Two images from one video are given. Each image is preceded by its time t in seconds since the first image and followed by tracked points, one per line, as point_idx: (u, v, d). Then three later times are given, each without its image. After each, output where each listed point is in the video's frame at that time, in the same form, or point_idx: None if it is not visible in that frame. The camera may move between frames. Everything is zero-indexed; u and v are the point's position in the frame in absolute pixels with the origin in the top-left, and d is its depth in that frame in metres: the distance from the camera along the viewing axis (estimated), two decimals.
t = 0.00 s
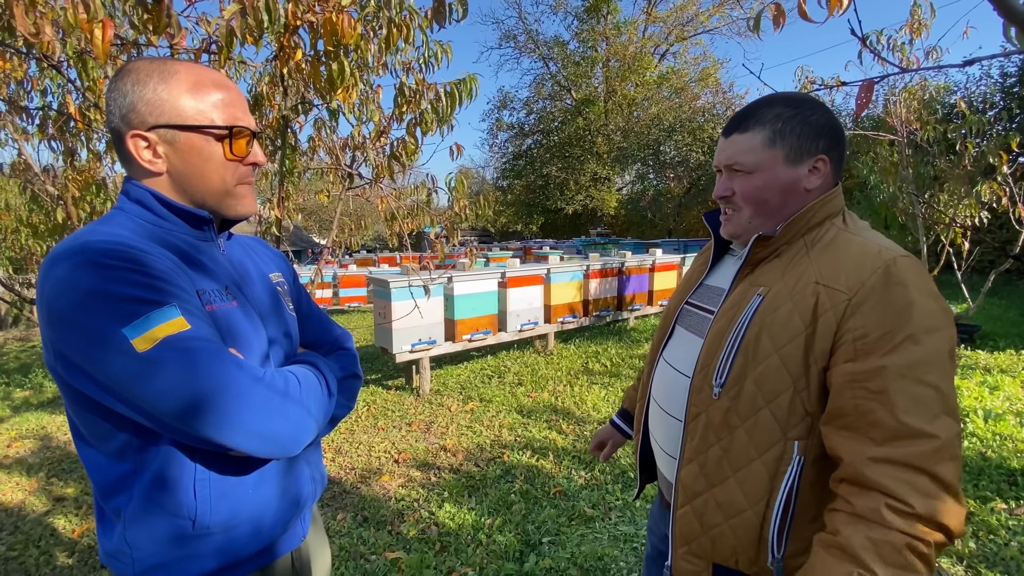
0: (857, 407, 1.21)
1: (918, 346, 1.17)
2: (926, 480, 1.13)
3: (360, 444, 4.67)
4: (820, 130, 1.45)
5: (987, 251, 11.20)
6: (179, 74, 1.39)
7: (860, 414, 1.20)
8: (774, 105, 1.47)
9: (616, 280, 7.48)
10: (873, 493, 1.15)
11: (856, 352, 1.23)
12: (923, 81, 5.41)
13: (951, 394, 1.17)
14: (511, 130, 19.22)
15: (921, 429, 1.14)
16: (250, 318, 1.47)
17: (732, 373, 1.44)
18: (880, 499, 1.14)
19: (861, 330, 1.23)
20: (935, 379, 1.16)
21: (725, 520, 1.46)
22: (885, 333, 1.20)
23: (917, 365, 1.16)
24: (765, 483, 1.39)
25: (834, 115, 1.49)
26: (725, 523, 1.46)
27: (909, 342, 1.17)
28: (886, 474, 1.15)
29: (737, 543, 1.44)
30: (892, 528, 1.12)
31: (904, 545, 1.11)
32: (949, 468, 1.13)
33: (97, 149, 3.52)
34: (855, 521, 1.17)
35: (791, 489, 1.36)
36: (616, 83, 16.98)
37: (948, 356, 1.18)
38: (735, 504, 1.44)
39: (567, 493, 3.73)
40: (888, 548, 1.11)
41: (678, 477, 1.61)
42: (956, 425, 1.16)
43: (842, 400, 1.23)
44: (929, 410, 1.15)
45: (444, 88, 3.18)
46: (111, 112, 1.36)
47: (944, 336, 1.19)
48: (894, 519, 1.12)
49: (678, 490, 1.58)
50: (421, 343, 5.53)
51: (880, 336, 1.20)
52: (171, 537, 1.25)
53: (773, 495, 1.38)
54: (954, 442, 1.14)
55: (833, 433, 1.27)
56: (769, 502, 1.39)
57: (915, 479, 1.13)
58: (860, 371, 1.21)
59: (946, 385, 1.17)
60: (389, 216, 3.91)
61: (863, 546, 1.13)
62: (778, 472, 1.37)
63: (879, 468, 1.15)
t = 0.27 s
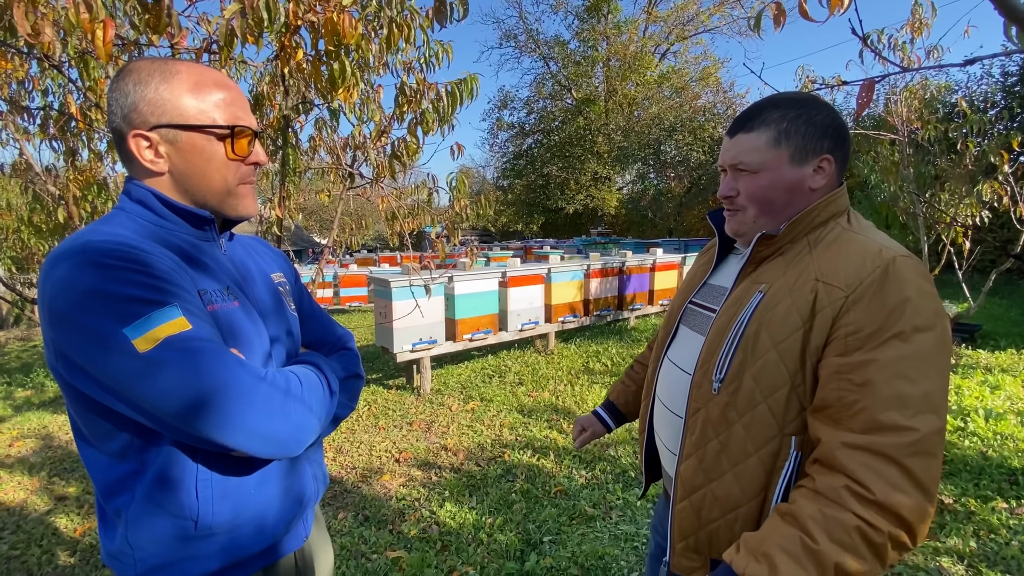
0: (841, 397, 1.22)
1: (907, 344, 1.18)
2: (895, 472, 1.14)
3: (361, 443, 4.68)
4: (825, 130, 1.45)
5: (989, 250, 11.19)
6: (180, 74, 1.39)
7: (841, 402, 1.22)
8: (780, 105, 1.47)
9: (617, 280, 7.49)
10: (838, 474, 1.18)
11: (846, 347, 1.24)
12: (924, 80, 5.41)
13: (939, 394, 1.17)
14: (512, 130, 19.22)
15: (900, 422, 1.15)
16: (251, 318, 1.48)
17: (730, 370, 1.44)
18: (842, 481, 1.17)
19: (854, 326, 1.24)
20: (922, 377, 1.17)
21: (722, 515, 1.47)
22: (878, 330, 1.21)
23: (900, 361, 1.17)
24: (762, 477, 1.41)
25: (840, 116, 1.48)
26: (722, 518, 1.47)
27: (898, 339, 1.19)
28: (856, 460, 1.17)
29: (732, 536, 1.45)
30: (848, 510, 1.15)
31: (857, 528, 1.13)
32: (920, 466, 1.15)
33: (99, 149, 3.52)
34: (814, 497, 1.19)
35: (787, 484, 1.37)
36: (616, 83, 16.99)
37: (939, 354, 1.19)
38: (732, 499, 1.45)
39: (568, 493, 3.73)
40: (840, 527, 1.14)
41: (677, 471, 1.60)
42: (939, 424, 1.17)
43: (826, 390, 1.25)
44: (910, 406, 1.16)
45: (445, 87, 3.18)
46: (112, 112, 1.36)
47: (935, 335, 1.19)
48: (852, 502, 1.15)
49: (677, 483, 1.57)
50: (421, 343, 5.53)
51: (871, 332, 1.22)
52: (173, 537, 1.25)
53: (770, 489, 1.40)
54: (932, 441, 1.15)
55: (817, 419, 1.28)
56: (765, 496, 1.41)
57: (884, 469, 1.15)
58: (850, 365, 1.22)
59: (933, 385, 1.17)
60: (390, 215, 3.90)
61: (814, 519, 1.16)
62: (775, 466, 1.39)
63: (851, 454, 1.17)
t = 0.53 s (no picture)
0: (846, 399, 1.23)
1: (910, 345, 1.18)
2: (905, 474, 1.14)
3: (362, 443, 4.68)
4: (824, 130, 1.45)
5: (989, 249, 11.18)
6: (184, 74, 1.40)
7: (848, 406, 1.22)
8: (778, 105, 1.47)
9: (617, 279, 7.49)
10: (848, 481, 1.18)
11: (849, 348, 1.25)
12: (925, 79, 5.40)
13: (944, 393, 1.17)
14: (512, 129, 19.22)
15: (907, 424, 1.15)
16: (254, 317, 1.48)
17: (732, 369, 1.44)
18: (853, 487, 1.17)
19: (856, 327, 1.25)
20: (927, 377, 1.17)
21: (724, 515, 1.47)
22: (879, 330, 1.22)
23: (905, 362, 1.17)
24: (763, 477, 1.40)
25: (838, 115, 1.49)
26: (724, 518, 1.47)
27: (900, 339, 1.19)
28: (866, 465, 1.16)
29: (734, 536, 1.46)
30: (861, 517, 1.14)
31: (871, 534, 1.13)
32: (930, 466, 1.14)
33: (100, 149, 3.53)
34: (827, 506, 1.20)
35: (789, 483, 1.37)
36: (617, 82, 16.98)
37: (943, 353, 1.19)
38: (733, 499, 1.45)
39: (569, 492, 3.74)
40: (854, 535, 1.14)
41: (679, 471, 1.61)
42: (945, 423, 1.16)
43: (832, 393, 1.25)
44: (916, 407, 1.16)
45: (445, 87, 3.18)
46: (115, 113, 1.37)
47: (938, 334, 1.19)
48: (864, 509, 1.14)
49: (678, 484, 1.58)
50: (422, 342, 5.54)
51: (873, 333, 1.22)
52: (179, 536, 1.25)
53: (772, 490, 1.40)
54: (941, 441, 1.15)
55: (824, 422, 1.28)
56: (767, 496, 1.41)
57: (894, 472, 1.14)
58: (852, 366, 1.22)
59: (938, 384, 1.17)
60: (390, 215, 3.92)
61: (829, 530, 1.16)
62: (777, 466, 1.39)
63: (860, 459, 1.17)
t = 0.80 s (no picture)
0: (848, 397, 1.22)
1: (910, 341, 1.18)
2: (909, 471, 1.13)
3: (363, 443, 4.68)
4: (823, 128, 1.45)
5: (990, 248, 11.17)
6: (187, 74, 1.40)
7: (851, 403, 1.22)
8: (777, 103, 1.47)
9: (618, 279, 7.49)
10: (853, 478, 1.18)
11: (850, 345, 1.25)
12: (926, 78, 5.40)
13: (946, 388, 1.17)
14: (513, 128, 19.22)
15: (910, 420, 1.14)
16: (257, 316, 1.48)
17: (731, 367, 1.45)
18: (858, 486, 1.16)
19: (856, 324, 1.25)
20: (929, 373, 1.16)
21: (724, 514, 1.47)
22: (879, 327, 1.21)
23: (907, 358, 1.17)
24: (764, 475, 1.40)
25: (837, 114, 1.49)
26: (725, 517, 1.47)
27: (901, 336, 1.18)
28: (870, 463, 1.16)
29: (735, 535, 1.46)
30: (868, 516, 1.14)
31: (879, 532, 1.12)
32: (936, 462, 1.13)
33: (101, 149, 3.53)
34: (834, 507, 1.19)
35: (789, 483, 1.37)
36: (617, 81, 16.97)
37: (944, 349, 1.18)
38: (733, 497, 1.45)
39: (570, 491, 3.74)
40: (861, 533, 1.13)
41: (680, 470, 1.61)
42: (949, 418, 1.15)
43: (833, 390, 1.25)
44: (919, 403, 1.15)
45: (446, 87, 3.19)
46: (119, 112, 1.37)
47: (939, 330, 1.19)
48: (872, 507, 1.14)
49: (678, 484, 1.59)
50: (423, 342, 5.54)
51: (873, 330, 1.22)
52: (183, 535, 1.26)
53: (772, 489, 1.39)
54: (944, 437, 1.14)
55: (825, 420, 1.28)
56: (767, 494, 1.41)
57: (899, 470, 1.14)
58: (852, 363, 1.23)
59: (941, 380, 1.16)
60: (390, 215, 3.93)
61: (837, 530, 1.15)
62: (777, 465, 1.38)
63: (864, 457, 1.17)
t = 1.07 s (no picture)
0: (847, 393, 1.22)
1: (909, 340, 1.18)
2: (904, 467, 1.14)
3: (364, 442, 4.68)
4: (823, 128, 1.45)
5: (992, 247, 11.16)
6: (189, 74, 1.40)
7: (849, 399, 1.22)
8: (778, 103, 1.47)
9: (619, 278, 7.49)
10: (847, 471, 1.18)
11: (850, 343, 1.25)
12: (927, 76, 5.39)
13: (944, 387, 1.17)
14: (513, 127, 19.21)
15: (907, 417, 1.15)
16: (260, 315, 1.48)
17: (732, 365, 1.44)
18: (851, 478, 1.17)
19: (856, 322, 1.25)
20: (927, 371, 1.17)
21: (725, 512, 1.47)
22: (879, 325, 1.22)
23: (906, 356, 1.17)
24: (764, 473, 1.40)
25: (837, 113, 1.49)
26: (726, 514, 1.47)
27: (900, 334, 1.19)
28: (867, 458, 1.16)
29: (736, 532, 1.46)
30: (858, 507, 1.15)
31: (868, 525, 1.13)
32: (930, 459, 1.14)
33: (102, 149, 3.54)
34: (824, 494, 1.20)
35: (788, 479, 1.38)
36: (618, 80, 16.96)
37: (942, 348, 1.19)
38: (734, 495, 1.45)
39: (571, 491, 3.73)
40: (851, 525, 1.14)
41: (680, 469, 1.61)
42: (945, 416, 1.16)
43: (832, 387, 1.25)
44: (917, 400, 1.16)
45: (447, 86, 3.19)
46: (121, 112, 1.37)
47: (937, 330, 1.20)
48: (862, 500, 1.15)
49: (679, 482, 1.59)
50: (424, 341, 5.54)
51: (873, 328, 1.22)
52: (186, 534, 1.26)
53: (774, 486, 1.40)
54: (940, 435, 1.15)
55: (824, 415, 1.28)
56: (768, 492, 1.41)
57: (894, 465, 1.15)
58: (853, 361, 1.22)
59: (937, 378, 1.17)
60: (391, 214, 3.93)
61: (824, 516, 1.17)
62: (778, 462, 1.39)
63: (859, 449, 1.17)
